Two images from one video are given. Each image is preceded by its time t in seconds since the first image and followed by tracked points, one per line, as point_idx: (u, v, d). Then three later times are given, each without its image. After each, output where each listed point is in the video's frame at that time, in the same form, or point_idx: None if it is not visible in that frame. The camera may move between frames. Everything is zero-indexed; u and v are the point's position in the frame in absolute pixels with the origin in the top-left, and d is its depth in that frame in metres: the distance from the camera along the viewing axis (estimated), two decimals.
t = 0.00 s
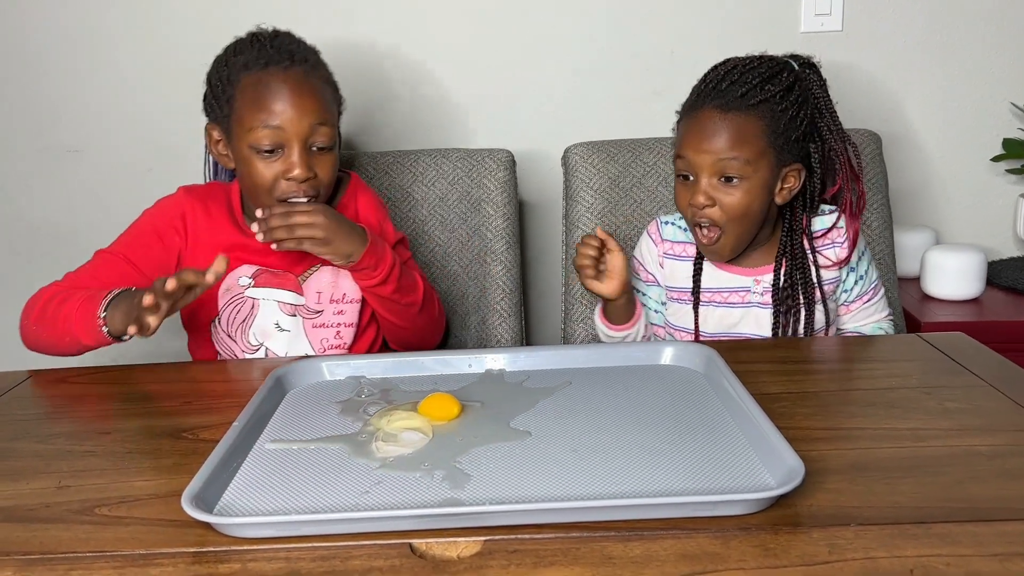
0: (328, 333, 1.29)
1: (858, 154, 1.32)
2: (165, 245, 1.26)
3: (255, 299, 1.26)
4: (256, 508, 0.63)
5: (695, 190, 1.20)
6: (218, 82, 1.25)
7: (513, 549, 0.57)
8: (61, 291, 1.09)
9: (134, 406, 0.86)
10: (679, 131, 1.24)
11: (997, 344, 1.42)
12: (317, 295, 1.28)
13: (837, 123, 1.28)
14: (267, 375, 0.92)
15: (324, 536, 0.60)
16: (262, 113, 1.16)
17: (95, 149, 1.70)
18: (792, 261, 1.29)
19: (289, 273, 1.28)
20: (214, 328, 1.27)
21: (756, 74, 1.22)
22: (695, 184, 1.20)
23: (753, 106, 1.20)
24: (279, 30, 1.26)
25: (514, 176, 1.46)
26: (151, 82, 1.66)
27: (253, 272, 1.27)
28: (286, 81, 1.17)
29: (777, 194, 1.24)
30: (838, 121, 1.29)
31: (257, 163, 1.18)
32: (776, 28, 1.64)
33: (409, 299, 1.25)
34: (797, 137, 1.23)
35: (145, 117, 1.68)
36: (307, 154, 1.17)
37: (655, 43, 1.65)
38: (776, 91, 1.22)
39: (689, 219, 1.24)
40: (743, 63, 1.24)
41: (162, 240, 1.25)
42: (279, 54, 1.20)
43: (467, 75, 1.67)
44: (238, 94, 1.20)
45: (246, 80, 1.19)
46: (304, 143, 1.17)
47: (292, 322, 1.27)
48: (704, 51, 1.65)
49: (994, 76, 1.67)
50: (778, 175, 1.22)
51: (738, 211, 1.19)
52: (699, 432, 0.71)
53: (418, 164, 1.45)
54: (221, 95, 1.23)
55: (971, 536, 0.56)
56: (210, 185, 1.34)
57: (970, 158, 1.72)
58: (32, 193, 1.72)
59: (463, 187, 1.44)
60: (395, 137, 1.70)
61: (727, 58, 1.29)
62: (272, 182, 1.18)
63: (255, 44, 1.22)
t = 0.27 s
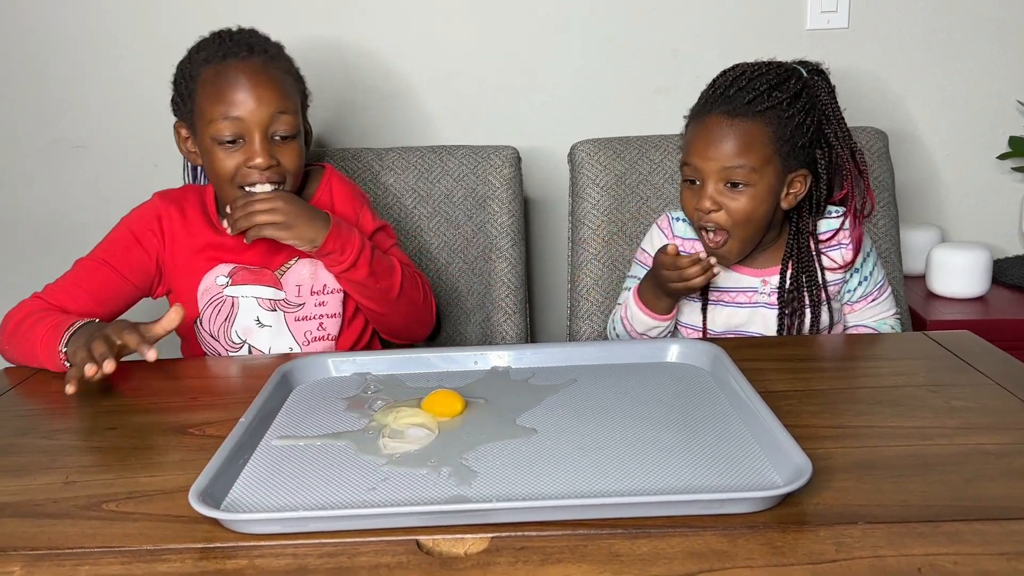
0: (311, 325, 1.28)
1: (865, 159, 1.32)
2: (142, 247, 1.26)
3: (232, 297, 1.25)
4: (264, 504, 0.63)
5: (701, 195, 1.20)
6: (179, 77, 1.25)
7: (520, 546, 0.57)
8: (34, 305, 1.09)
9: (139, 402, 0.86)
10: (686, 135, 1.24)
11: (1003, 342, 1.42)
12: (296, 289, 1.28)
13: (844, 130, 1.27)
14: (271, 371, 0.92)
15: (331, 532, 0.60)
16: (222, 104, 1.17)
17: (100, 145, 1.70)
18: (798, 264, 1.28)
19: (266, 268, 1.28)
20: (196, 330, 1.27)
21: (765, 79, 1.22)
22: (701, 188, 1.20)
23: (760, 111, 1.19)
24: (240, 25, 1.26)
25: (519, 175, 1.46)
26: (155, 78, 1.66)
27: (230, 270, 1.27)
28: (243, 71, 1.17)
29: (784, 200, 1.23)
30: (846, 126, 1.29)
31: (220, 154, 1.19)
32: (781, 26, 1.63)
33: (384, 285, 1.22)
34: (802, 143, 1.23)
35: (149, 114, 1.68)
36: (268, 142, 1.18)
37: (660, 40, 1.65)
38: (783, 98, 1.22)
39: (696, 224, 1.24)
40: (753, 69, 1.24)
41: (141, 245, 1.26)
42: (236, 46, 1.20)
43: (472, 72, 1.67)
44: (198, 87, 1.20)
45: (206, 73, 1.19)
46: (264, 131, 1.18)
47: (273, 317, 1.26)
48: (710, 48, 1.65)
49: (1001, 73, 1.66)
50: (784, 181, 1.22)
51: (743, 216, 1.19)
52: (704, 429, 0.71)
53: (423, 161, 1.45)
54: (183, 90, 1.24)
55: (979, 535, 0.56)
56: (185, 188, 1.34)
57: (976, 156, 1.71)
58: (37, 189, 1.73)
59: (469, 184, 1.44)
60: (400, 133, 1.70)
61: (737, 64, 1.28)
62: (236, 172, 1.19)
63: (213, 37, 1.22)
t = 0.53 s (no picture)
0: (308, 325, 1.28)
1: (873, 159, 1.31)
2: (138, 249, 1.26)
3: (228, 300, 1.26)
4: (266, 503, 0.63)
5: (709, 184, 1.19)
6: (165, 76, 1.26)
7: (523, 545, 0.57)
8: (29, 309, 1.09)
9: (141, 400, 0.86)
10: (696, 125, 1.23)
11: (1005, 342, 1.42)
12: (292, 289, 1.28)
13: (854, 129, 1.28)
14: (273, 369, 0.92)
15: (333, 531, 0.60)
16: (201, 101, 1.17)
17: (102, 142, 1.70)
18: (802, 263, 1.27)
19: (261, 269, 1.28)
20: (195, 331, 1.28)
21: (776, 71, 1.22)
22: (708, 177, 1.20)
23: (770, 101, 1.19)
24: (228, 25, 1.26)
25: (522, 173, 1.46)
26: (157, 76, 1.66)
27: (225, 273, 1.27)
28: (223, 68, 1.17)
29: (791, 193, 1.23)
30: (855, 125, 1.28)
31: (201, 151, 1.18)
32: (785, 25, 1.63)
33: (372, 280, 1.20)
34: (812, 136, 1.23)
35: (151, 111, 1.68)
36: (248, 138, 1.18)
37: (663, 39, 1.65)
38: (794, 89, 1.21)
39: (701, 214, 1.23)
40: (766, 61, 1.24)
41: (138, 247, 1.26)
42: (218, 43, 1.20)
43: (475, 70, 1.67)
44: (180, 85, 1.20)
45: (188, 71, 1.19)
46: (244, 128, 1.17)
47: (270, 318, 1.26)
48: (713, 47, 1.65)
49: (1005, 73, 1.66)
50: (793, 174, 1.22)
51: (751, 206, 1.19)
52: (708, 430, 0.71)
53: (426, 159, 1.45)
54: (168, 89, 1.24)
55: (983, 537, 0.56)
56: (179, 188, 1.34)
57: (979, 156, 1.71)
58: (39, 187, 1.73)
59: (472, 182, 1.44)
60: (402, 131, 1.70)
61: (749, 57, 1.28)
62: (216, 168, 1.19)
63: (198, 35, 1.22)
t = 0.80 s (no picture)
0: (305, 325, 1.28)
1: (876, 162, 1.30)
2: (141, 246, 1.26)
3: (227, 299, 1.25)
4: (266, 500, 0.63)
5: (706, 187, 1.19)
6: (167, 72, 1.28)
7: (523, 543, 0.57)
8: (29, 304, 1.09)
9: (141, 396, 0.86)
10: (695, 127, 1.23)
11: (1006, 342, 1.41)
12: (290, 289, 1.27)
13: (856, 130, 1.27)
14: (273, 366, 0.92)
15: (333, 528, 0.60)
16: (183, 91, 1.17)
17: (103, 138, 1.70)
18: (803, 269, 1.28)
19: (261, 268, 1.28)
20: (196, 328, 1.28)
21: (776, 73, 1.22)
22: (707, 180, 1.20)
23: (770, 103, 1.19)
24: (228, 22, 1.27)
25: (524, 171, 1.46)
26: (158, 72, 1.66)
27: (225, 271, 1.27)
28: (207, 59, 1.17)
29: (792, 197, 1.23)
30: (858, 127, 1.28)
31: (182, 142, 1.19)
32: (787, 24, 1.63)
33: (347, 284, 1.18)
34: (813, 139, 1.22)
35: (151, 107, 1.68)
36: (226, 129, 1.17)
37: (664, 37, 1.64)
38: (794, 91, 1.21)
39: (698, 217, 1.23)
40: (766, 63, 1.23)
41: (140, 243, 1.26)
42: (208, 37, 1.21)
43: (476, 67, 1.66)
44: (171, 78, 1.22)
45: (180, 63, 1.20)
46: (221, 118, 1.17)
47: (268, 318, 1.26)
48: (715, 45, 1.65)
49: (1007, 73, 1.66)
50: (793, 177, 1.21)
51: (750, 210, 1.19)
52: (708, 428, 0.71)
53: (426, 157, 1.45)
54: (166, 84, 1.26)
55: (984, 537, 0.56)
56: (182, 185, 1.34)
57: (981, 155, 1.71)
58: (39, 183, 1.72)
59: (473, 180, 1.44)
60: (403, 129, 1.70)
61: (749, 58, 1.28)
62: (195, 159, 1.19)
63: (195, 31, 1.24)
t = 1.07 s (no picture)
0: (295, 325, 1.27)
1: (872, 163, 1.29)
2: (136, 241, 1.26)
3: (219, 296, 1.25)
4: (260, 494, 0.62)
5: (697, 200, 1.19)
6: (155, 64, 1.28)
7: (519, 538, 0.57)
8: (22, 298, 1.09)
9: (136, 389, 0.86)
10: (686, 138, 1.23)
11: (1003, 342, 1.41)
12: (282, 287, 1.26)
13: (853, 133, 1.26)
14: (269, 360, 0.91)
15: (328, 522, 0.59)
16: (163, 79, 1.17)
17: (101, 132, 1.69)
18: (797, 271, 1.28)
19: (253, 265, 1.27)
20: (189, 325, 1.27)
21: (769, 83, 1.21)
22: (697, 193, 1.20)
23: (761, 116, 1.18)
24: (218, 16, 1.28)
25: (521, 168, 1.46)
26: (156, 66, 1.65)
27: (217, 268, 1.26)
28: (188, 48, 1.17)
29: (783, 206, 1.23)
30: (855, 130, 1.27)
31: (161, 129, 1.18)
32: (787, 21, 1.62)
33: (318, 277, 1.16)
34: (805, 149, 1.22)
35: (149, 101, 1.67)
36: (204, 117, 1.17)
37: (664, 34, 1.64)
38: (787, 101, 1.21)
39: (688, 228, 1.23)
40: (759, 71, 1.23)
41: (136, 238, 1.26)
42: (194, 28, 1.21)
43: (475, 64, 1.66)
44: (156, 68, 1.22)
45: (166, 53, 1.20)
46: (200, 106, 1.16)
47: (259, 317, 1.25)
48: (714, 43, 1.64)
49: (1007, 72, 1.65)
50: (784, 190, 1.21)
51: (738, 223, 1.18)
52: (705, 423, 0.71)
53: (423, 154, 1.44)
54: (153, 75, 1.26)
55: (983, 534, 0.55)
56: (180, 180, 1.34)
57: (980, 154, 1.70)
58: (37, 177, 1.72)
59: (470, 176, 1.43)
60: (401, 125, 1.69)
61: (743, 63, 1.27)
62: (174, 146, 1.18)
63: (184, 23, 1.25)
